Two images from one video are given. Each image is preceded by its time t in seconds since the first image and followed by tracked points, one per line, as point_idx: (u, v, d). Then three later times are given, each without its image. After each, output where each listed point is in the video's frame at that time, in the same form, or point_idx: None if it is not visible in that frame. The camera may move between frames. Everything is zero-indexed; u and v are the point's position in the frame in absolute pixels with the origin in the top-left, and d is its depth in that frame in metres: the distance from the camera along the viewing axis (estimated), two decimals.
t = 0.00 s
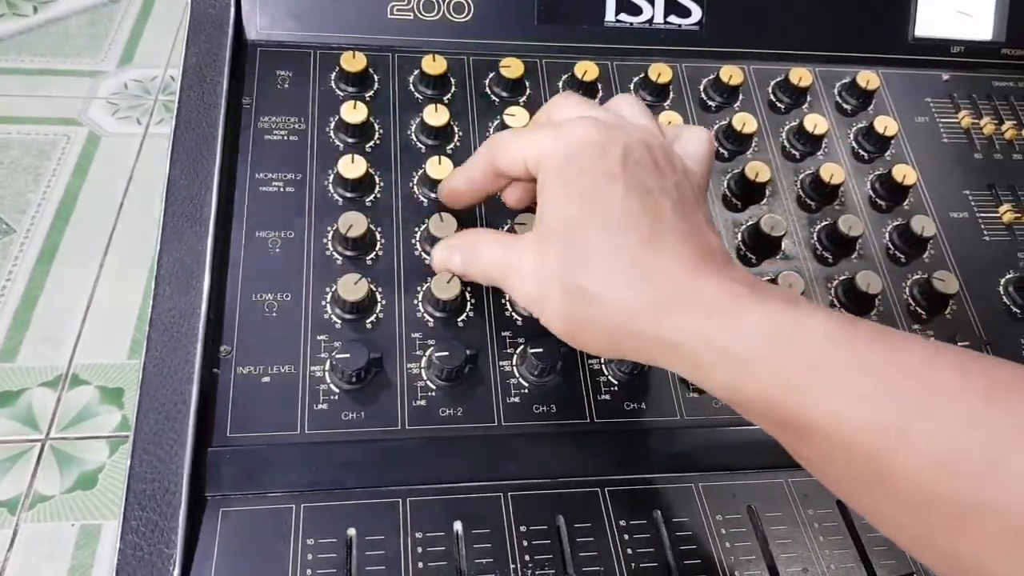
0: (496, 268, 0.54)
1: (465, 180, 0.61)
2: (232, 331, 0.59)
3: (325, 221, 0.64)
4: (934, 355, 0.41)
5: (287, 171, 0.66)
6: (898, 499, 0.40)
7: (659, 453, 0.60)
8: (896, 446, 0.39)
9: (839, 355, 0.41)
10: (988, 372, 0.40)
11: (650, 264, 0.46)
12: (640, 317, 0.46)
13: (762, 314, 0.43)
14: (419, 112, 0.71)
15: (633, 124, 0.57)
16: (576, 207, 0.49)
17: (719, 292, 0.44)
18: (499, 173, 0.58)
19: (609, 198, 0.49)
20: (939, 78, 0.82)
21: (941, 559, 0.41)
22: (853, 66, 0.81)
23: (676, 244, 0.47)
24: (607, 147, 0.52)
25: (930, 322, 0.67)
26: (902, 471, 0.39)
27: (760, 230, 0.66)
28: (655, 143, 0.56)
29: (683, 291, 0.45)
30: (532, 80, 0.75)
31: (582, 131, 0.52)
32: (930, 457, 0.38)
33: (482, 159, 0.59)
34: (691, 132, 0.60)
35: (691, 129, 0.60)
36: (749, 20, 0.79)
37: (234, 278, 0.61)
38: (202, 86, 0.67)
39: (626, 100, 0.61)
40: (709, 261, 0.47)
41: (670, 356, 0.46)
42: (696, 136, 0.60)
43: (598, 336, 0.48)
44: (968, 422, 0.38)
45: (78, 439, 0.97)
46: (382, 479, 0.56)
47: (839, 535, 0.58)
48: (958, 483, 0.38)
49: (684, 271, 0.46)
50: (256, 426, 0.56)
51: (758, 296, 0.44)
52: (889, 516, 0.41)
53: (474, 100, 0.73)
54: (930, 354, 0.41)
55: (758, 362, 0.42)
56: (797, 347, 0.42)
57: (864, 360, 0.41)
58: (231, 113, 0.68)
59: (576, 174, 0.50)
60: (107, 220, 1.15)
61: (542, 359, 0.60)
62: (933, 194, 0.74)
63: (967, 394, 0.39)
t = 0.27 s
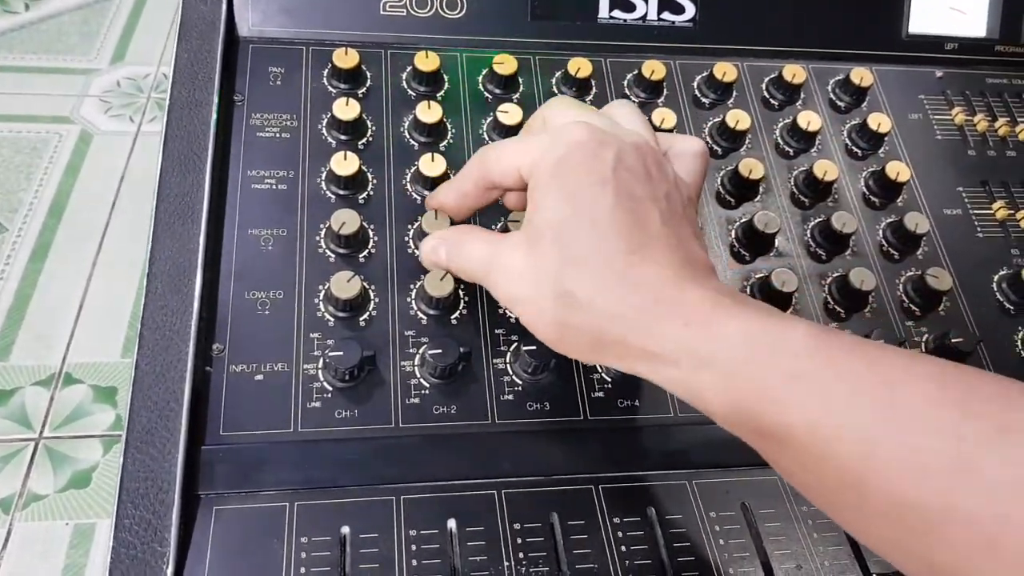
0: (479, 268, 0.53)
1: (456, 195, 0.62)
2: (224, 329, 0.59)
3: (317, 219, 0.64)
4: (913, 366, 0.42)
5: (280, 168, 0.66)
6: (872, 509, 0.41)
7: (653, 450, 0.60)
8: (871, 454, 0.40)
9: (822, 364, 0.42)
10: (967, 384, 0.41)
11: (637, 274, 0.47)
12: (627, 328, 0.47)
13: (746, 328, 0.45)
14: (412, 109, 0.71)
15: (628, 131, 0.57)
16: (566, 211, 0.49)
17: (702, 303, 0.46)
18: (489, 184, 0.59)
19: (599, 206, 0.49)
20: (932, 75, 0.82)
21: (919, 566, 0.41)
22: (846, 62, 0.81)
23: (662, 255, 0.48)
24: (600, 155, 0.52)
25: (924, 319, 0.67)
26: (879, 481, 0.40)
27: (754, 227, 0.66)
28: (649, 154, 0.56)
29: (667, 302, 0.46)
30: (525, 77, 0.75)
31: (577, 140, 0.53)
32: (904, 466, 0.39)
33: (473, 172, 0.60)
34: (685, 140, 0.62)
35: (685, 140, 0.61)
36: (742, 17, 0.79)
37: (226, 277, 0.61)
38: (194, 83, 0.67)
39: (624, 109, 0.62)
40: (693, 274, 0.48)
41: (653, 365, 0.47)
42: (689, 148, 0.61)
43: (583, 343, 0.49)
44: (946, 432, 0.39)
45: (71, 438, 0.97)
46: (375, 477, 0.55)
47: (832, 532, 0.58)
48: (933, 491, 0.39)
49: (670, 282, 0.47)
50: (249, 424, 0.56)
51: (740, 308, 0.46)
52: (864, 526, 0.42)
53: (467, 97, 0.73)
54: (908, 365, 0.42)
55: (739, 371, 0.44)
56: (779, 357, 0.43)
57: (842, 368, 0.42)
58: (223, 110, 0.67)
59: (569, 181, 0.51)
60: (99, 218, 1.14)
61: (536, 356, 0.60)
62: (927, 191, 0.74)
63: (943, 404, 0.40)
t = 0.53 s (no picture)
0: (474, 267, 0.54)
1: (455, 199, 0.61)
2: (219, 330, 0.58)
3: (313, 219, 0.64)
4: (908, 369, 0.42)
5: (276, 169, 0.66)
6: (861, 510, 0.41)
7: (650, 451, 0.60)
8: (863, 456, 0.40)
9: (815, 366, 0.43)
10: (960, 389, 0.41)
11: (629, 276, 0.47)
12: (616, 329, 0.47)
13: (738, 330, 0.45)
14: (408, 109, 0.71)
15: (625, 130, 0.56)
16: (559, 210, 0.49)
17: (693, 305, 0.46)
18: (488, 184, 0.58)
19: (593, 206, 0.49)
20: (929, 75, 0.82)
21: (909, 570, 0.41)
22: (843, 62, 0.81)
23: (655, 257, 0.48)
24: (595, 153, 0.52)
25: (921, 319, 0.67)
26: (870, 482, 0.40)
27: (750, 228, 0.66)
28: (646, 154, 0.55)
29: (658, 304, 0.46)
30: (522, 77, 0.75)
31: (573, 138, 0.52)
32: (895, 467, 0.40)
33: (471, 174, 0.59)
34: (683, 137, 0.61)
35: (682, 137, 0.61)
36: (739, 17, 0.79)
37: (222, 278, 0.60)
38: (189, 84, 0.67)
39: (621, 107, 0.61)
40: (686, 277, 0.48)
41: (642, 367, 0.47)
42: (686, 147, 0.61)
43: (570, 344, 0.49)
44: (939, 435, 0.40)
45: (66, 440, 0.96)
46: (371, 479, 0.55)
47: (829, 533, 0.58)
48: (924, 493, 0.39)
49: (661, 284, 0.47)
50: (244, 426, 0.56)
51: (732, 311, 0.46)
52: (853, 529, 0.42)
53: (464, 98, 0.73)
54: (901, 369, 0.42)
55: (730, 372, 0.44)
56: (773, 359, 0.43)
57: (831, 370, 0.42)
58: (218, 110, 0.67)
59: (563, 179, 0.50)
60: (95, 219, 1.14)
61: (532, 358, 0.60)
62: (923, 191, 0.74)
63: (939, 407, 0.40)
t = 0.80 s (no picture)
0: (468, 268, 0.54)
1: (449, 200, 0.62)
2: (214, 333, 0.58)
3: (308, 221, 0.64)
4: (903, 371, 0.42)
5: (271, 171, 0.66)
6: (858, 513, 0.41)
7: (645, 453, 0.60)
8: (861, 457, 0.40)
9: (810, 368, 0.43)
10: (957, 390, 0.41)
11: (625, 277, 0.47)
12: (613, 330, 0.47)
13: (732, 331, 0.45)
14: (403, 111, 0.71)
15: (619, 134, 0.57)
16: (554, 213, 0.49)
17: (688, 306, 0.47)
18: (483, 187, 0.59)
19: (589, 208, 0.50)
20: (923, 76, 0.82)
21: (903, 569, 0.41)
22: (838, 63, 0.81)
23: (649, 259, 0.49)
24: (590, 156, 0.52)
25: (916, 320, 0.67)
26: (866, 483, 0.40)
27: (745, 229, 0.66)
28: (640, 157, 0.56)
29: (654, 305, 0.47)
30: (517, 79, 0.75)
31: (567, 140, 0.53)
32: (891, 468, 0.40)
33: (465, 177, 0.60)
34: (676, 139, 0.62)
35: (675, 140, 0.61)
36: (734, 18, 0.79)
37: (217, 280, 0.60)
38: (184, 86, 0.67)
39: (612, 109, 0.62)
40: (681, 278, 0.49)
41: (639, 368, 0.48)
42: (678, 150, 0.61)
43: (568, 346, 0.50)
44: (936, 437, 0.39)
45: (62, 442, 0.96)
46: (366, 481, 0.55)
47: (825, 535, 0.58)
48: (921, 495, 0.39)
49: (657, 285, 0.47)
50: (239, 428, 0.55)
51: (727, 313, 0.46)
52: (848, 530, 0.42)
53: (459, 100, 0.73)
54: (898, 370, 0.42)
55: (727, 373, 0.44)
56: (769, 360, 0.43)
57: (829, 371, 0.42)
58: (213, 112, 0.67)
59: (559, 183, 0.50)
60: (90, 222, 1.14)
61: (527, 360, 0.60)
62: (918, 192, 0.74)
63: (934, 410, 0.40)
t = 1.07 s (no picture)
0: (407, 255, 0.49)
1: (374, 167, 0.57)
2: (210, 329, 0.58)
3: (305, 218, 0.63)
4: (908, 363, 0.40)
5: (267, 167, 0.65)
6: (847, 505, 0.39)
7: (645, 451, 0.59)
8: (862, 453, 0.38)
9: (795, 355, 0.40)
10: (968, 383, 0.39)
11: (589, 251, 0.44)
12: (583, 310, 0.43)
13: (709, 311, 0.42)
14: (401, 107, 0.70)
15: (564, 105, 0.53)
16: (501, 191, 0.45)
17: (660, 282, 0.43)
18: (414, 160, 0.54)
19: (540, 179, 0.46)
20: (925, 74, 0.82)
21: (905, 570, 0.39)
22: (838, 61, 0.80)
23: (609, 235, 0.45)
24: (534, 124, 0.49)
25: (918, 319, 0.67)
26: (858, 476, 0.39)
27: (746, 226, 0.66)
28: (587, 126, 0.52)
29: (624, 283, 0.43)
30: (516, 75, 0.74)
31: (507, 110, 0.49)
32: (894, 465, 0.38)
33: (390, 146, 0.55)
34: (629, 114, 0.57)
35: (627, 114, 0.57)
36: (735, 15, 0.79)
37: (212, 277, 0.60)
38: (180, 81, 0.66)
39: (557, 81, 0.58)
40: (646, 249, 0.45)
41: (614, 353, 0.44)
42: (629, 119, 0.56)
43: (531, 329, 0.46)
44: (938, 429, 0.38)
45: (57, 440, 0.95)
46: (364, 479, 0.55)
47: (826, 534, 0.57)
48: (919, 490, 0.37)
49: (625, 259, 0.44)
50: (235, 426, 0.55)
51: (700, 288, 0.43)
52: (848, 531, 0.40)
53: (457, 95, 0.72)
54: (903, 362, 0.40)
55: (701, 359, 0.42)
56: (748, 344, 0.41)
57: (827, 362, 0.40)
58: (209, 108, 0.66)
59: (503, 158, 0.46)
60: (86, 220, 1.13)
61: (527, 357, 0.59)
62: (920, 190, 0.74)
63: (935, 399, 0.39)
